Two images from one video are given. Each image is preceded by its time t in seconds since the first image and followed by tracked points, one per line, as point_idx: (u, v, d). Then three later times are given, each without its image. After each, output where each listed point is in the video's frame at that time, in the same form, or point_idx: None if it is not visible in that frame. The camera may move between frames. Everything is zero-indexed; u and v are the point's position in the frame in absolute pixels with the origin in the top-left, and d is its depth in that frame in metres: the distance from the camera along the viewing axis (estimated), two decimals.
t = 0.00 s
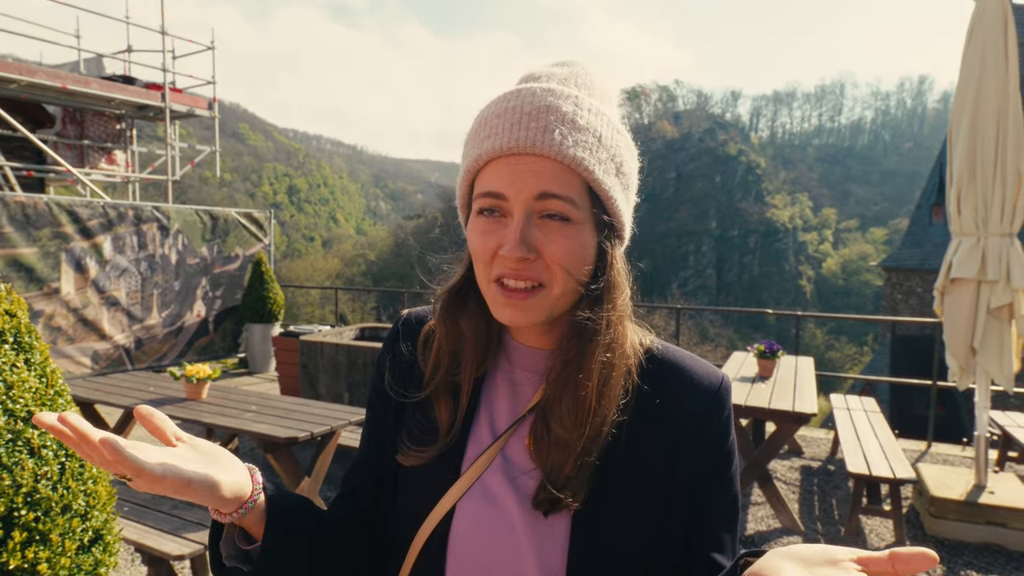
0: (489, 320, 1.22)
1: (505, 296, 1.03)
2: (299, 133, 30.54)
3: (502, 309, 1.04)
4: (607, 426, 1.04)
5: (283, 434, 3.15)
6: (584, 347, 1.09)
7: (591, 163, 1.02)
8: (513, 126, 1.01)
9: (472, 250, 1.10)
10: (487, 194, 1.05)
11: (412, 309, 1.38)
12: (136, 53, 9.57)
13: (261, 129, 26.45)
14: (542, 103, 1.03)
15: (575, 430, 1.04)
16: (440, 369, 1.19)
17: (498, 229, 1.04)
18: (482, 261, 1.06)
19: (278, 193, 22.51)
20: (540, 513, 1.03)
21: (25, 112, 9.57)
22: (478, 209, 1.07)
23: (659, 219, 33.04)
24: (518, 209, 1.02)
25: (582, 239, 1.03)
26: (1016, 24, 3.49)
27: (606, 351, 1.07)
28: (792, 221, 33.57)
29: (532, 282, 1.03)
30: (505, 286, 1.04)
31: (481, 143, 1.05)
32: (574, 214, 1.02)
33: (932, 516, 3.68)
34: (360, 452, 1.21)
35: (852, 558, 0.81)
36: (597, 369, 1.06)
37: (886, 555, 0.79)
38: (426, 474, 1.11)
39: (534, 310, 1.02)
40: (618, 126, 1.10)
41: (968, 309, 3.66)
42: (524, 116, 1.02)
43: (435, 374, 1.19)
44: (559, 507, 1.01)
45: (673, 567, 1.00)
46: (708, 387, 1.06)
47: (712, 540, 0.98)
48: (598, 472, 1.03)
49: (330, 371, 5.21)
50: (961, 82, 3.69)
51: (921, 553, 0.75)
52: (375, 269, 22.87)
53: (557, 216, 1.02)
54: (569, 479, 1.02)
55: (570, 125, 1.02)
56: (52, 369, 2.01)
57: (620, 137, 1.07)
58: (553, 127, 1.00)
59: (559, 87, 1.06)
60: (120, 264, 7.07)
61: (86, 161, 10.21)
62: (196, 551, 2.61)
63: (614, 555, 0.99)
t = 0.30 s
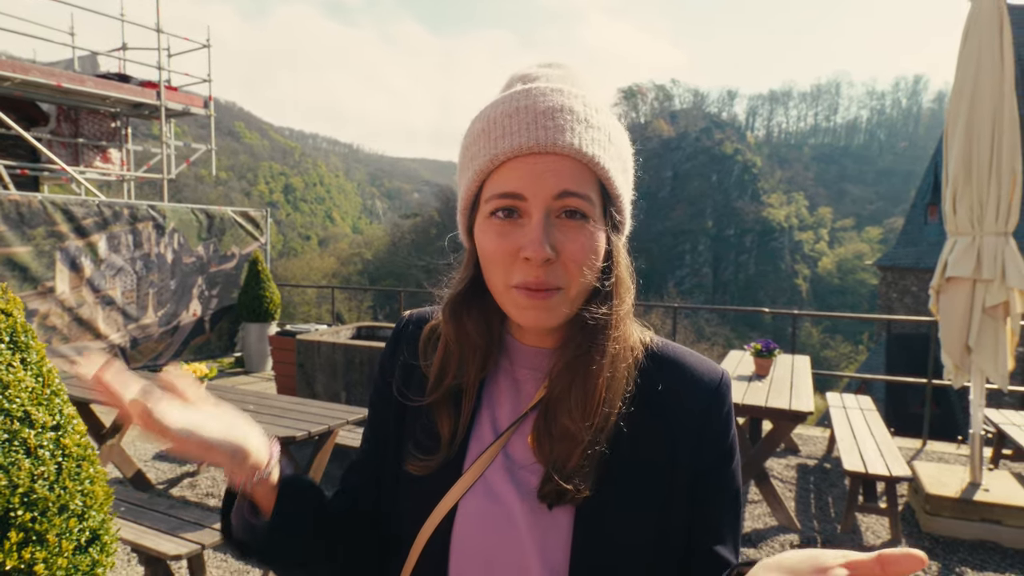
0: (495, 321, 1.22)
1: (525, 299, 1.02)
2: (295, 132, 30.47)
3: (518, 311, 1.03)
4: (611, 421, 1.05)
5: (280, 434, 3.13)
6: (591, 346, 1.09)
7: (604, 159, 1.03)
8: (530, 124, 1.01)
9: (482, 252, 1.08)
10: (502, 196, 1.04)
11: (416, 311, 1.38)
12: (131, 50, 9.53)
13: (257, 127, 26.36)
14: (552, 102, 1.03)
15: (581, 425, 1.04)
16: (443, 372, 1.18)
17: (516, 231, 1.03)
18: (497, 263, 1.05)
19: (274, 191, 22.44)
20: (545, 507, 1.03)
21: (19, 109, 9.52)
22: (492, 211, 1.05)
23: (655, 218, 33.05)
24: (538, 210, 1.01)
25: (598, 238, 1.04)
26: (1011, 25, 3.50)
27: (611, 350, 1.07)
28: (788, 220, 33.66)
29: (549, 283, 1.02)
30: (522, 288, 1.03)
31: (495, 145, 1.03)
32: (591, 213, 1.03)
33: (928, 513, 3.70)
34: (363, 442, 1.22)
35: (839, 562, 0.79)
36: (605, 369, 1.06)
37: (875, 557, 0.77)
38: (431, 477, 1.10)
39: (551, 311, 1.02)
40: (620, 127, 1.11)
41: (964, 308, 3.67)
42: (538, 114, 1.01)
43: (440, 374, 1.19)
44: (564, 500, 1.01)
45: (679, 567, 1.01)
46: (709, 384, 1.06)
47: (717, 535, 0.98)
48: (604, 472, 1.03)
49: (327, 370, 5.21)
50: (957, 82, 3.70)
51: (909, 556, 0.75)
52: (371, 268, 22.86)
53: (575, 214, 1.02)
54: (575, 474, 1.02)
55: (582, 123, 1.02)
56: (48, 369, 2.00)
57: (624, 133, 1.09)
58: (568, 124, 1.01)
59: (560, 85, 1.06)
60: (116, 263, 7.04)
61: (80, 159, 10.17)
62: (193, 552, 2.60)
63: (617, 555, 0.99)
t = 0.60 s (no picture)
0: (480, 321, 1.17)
1: (526, 303, 1.01)
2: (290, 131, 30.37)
3: (517, 314, 1.02)
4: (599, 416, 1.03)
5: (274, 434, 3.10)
6: (579, 337, 1.08)
7: (589, 159, 1.04)
8: (521, 133, 1.00)
9: (475, 257, 1.06)
10: (497, 206, 1.01)
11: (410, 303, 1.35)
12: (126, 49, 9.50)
13: (252, 127, 26.25)
14: (535, 108, 1.02)
15: (572, 418, 1.02)
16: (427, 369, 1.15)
17: (513, 240, 1.01)
18: (494, 268, 1.02)
19: (270, 191, 22.35)
20: (536, 497, 1.02)
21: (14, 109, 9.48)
22: (485, 220, 1.03)
23: (652, 217, 33.03)
24: (538, 216, 1.00)
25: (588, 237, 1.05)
26: (1005, 25, 3.52)
27: (597, 346, 1.06)
28: (784, 219, 33.70)
29: (548, 285, 1.01)
30: (520, 291, 1.02)
31: (484, 156, 1.01)
32: (582, 214, 1.04)
33: (923, 511, 3.72)
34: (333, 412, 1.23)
35: None
36: (593, 363, 1.05)
37: None
38: (424, 475, 1.11)
39: (550, 313, 1.01)
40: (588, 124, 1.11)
41: (959, 306, 3.68)
42: (526, 122, 1.01)
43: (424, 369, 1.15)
44: (557, 488, 1.01)
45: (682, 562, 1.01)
46: (697, 366, 1.05)
47: (715, 525, 0.99)
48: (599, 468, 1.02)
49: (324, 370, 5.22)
50: (952, 82, 3.71)
51: None
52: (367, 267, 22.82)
53: (570, 218, 1.03)
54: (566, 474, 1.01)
55: (567, 127, 1.02)
56: (44, 369, 2.00)
57: (597, 129, 1.11)
58: (557, 130, 1.01)
59: (530, 88, 1.05)
60: (111, 263, 7.03)
61: (76, 159, 10.13)
62: (190, 551, 2.60)
63: (612, 553, 0.99)
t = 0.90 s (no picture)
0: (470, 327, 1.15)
1: (511, 307, 0.99)
2: (288, 131, 30.31)
3: (503, 319, 1.00)
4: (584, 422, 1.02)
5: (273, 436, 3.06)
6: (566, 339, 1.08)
7: (574, 160, 1.02)
8: (503, 133, 0.98)
9: (460, 260, 1.04)
10: (481, 208, 1.00)
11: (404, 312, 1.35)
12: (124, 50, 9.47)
13: (250, 127, 26.22)
14: (519, 110, 1.01)
15: (556, 420, 1.02)
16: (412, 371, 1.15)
17: (497, 243, 1.00)
18: (479, 274, 1.01)
19: (268, 191, 22.33)
20: (519, 502, 1.02)
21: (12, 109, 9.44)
22: (468, 223, 1.02)
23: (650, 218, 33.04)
24: (521, 219, 0.98)
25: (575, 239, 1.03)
26: (1002, 25, 3.52)
27: (582, 350, 1.05)
28: (781, 219, 33.79)
29: (532, 289, 1.00)
30: (506, 295, 1.00)
31: (467, 158, 0.99)
32: (568, 217, 1.02)
33: (922, 513, 3.71)
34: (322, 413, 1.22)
35: None
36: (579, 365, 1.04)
37: None
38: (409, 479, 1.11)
39: (534, 316, 1.00)
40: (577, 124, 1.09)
41: (957, 306, 3.67)
42: (508, 123, 0.99)
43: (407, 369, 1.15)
44: (540, 492, 1.00)
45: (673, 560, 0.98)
46: (688, 366, 1.03)
47: (709, 529, 0.96)
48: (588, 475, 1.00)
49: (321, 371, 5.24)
50: (948, 83, 3.71)
51: None
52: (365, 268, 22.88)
53: (555, 220, 1.01)
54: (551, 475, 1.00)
55: (551, 127, 1.00)
56: (40, 371, 1.98)
57: (584, 129, 1.09)
58: (540, 131, 0.99)
59: (514, 90, 1.04)
60: (109, 263, 7.00)
61: (74, 159, 10.10)
62: (186, 554, 2.58)
63: (599, 556, 0.97)
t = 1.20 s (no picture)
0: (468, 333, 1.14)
1: (507, 311, 0.99)
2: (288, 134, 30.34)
3: (498, 323, 1.00)
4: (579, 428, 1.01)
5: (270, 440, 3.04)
6: (564, 345, 1.07)
7: (569, 164, 1.01)
8: (498, 136, 0.98)
9: (455, 266, 1.04)
10: (477, 214, 0.99)
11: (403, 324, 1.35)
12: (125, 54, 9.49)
13: (251, 130, 26.26)
14: (513, 114, 1.00)
15: (554, 422, 1.01)
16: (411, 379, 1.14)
17: (492, 247, 0.99)
18: (474, 281, 1.00)
19: (268, 194, 22.38)
20: (515, 505, 1.01)
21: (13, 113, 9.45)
22: (464, 227, 1.01)
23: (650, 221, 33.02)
24: (517, 225, 0.98)
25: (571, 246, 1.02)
26: (1001, 29, 3.52)
27: (578, 356, 1.05)
28: (781, 222, 33.85)
29: (527, 295, 0.99)
30: (501, 302, 1.00)
31: (461, 163, 0.99)
32: (564, 223, 1.01)
33: (923, 518, 3.70)
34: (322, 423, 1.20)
35: None
36: (573, 368, 1.04)
37: None
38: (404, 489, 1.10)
39: (530, 322, 1.00)
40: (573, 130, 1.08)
41: (958, 310, 3.66)
42: (504, 127, 0.99)
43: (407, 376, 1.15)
44: (534, 498, 0.99)
45: (671, 562, 0.97)
46: (683, 370, 1.03)
47: (706, 533, 0.96)
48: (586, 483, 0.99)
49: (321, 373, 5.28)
50: (948, 86, 3.71)
51: None
52: (365, 271, 22.96)
53: (550, 225, 1.01)
54: (547, 484, 0.99)
55: (546, 131, 1.00)
56: (39, 374, 1.97)
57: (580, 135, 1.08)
58: (534, 136, 0.98)
59: (509, 96, 1.04)
60: (109, 266, 6.99)
61: (74, 162, 10.10)
62: (184, 558, 2.58)
63: (596, 559, 0.96)
